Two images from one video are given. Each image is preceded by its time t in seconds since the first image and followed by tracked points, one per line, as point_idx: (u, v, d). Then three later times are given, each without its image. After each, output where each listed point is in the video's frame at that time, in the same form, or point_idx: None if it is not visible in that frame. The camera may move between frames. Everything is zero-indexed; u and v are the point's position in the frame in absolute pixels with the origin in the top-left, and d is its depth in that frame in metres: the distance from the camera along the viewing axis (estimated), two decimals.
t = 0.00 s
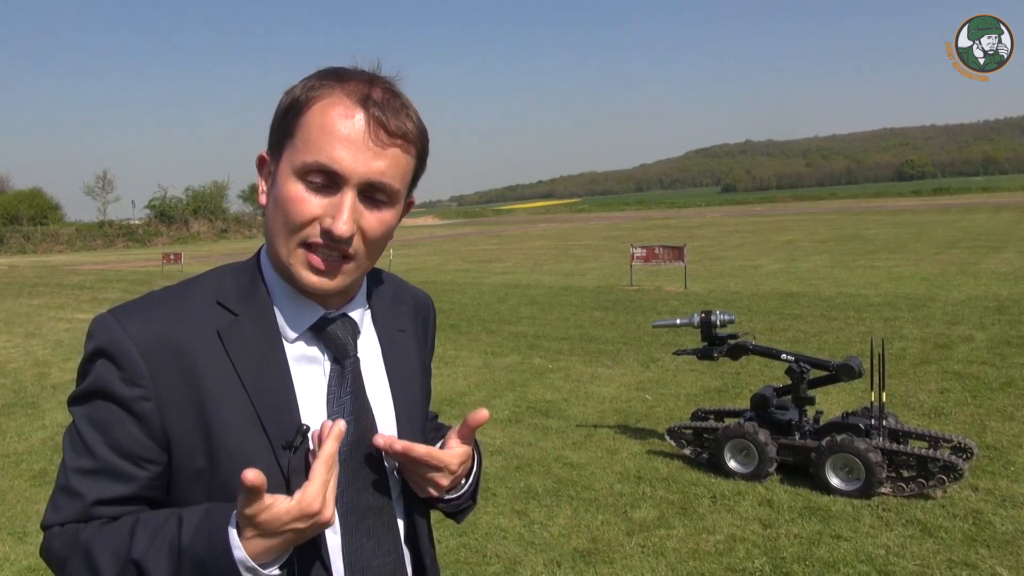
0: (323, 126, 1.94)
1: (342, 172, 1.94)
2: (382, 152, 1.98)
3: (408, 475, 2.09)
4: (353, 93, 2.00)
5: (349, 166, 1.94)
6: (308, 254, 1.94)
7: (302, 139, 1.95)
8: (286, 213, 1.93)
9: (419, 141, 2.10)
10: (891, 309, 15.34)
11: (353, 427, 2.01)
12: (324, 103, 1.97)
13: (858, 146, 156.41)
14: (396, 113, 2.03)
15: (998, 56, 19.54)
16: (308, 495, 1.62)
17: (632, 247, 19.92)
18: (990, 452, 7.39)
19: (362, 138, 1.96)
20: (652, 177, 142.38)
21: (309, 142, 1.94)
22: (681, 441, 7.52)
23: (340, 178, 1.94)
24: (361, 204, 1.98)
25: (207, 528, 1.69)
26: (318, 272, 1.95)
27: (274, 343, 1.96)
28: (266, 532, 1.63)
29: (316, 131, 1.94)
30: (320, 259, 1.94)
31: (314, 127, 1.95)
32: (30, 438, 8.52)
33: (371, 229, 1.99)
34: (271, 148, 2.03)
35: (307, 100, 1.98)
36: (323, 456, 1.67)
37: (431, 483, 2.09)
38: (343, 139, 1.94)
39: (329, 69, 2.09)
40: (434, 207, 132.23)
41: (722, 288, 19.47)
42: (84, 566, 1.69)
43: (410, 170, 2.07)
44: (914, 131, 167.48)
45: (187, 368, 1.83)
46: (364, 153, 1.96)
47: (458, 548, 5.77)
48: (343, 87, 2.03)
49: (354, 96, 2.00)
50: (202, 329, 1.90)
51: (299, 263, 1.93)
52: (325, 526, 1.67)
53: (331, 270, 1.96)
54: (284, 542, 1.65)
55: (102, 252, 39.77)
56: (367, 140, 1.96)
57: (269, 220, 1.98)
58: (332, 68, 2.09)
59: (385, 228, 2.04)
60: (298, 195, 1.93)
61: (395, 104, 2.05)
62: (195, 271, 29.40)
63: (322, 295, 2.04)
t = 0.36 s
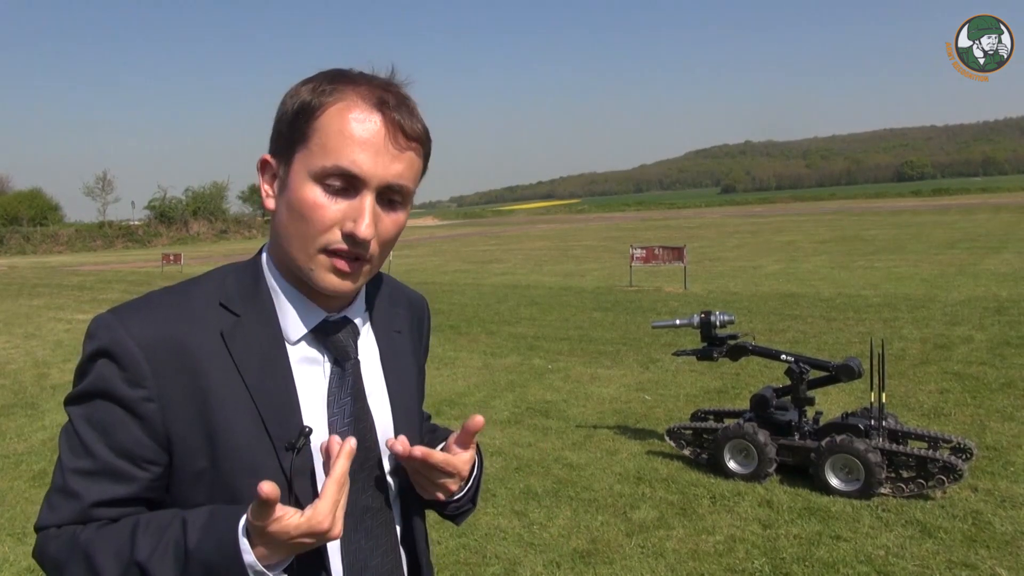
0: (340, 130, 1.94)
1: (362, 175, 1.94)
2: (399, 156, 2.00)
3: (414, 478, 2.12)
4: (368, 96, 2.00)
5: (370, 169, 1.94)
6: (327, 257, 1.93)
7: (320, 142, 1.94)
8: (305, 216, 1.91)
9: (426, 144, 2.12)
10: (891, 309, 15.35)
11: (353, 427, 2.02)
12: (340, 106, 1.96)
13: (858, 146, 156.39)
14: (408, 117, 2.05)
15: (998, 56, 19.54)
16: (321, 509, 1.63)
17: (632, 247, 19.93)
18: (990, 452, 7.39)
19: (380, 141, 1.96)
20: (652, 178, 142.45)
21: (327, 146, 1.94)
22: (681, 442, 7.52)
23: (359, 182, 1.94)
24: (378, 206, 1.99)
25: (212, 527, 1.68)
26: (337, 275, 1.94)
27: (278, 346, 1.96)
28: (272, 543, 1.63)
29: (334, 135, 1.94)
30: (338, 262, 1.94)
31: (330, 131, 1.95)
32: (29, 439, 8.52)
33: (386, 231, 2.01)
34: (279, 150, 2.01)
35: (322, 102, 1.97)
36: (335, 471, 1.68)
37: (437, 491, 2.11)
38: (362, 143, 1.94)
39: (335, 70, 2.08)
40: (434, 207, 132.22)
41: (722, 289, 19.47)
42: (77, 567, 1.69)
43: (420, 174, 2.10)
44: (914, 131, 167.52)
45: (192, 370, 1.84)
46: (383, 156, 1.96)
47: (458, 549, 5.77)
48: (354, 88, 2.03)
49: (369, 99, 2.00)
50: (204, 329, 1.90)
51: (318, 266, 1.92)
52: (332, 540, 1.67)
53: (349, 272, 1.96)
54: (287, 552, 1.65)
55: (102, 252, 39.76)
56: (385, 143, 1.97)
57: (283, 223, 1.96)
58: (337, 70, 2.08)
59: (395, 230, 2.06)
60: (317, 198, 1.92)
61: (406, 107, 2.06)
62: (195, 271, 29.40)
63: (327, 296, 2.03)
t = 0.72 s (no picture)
0: (312, 130, 1.94)
1: (336, 174, 1.95)
2: (370, 153, 2.01)
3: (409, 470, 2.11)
4: (336, 96, 2.00)
5: (343, 168, 1.95)
6: (304, 255, 1.94)
7: (292, 144, 1.94)
8: (280, 218, 1.92)
9: (395, 140, 2.14)
10: (892, 309, 15.35)
11: (336, 420, 2.01)
12: (310, 107, 1.96)
13: (857, 146, 156.43)
14: (377, 114, 2.06)
15: (998, 56, 19.54)
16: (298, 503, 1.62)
17: (632, 248, 19.92)
18: (990, 452, 7.39)
19: (351, 140, 1.97)
20: (652, 178, 142.47)
21: (299, 147, 1.94)
22: (681, 442, 7.51)
23: (333, 180, 1.95)
24: (352, 203, 2.01)
25: (194, 529, 1.68)
26: (314, 272, 1.96)
27: (253, 343, 1.96)
28: (249, 540, 1.62)
29: (306, 135, 1.94)
30: (315, 261, 1.95)
31: (302, 132, 1.95)
32: (28, 440, 8.50)
33: (360, 227, 2.03)
34: (248, 152, 1.99)
35: (291, 104, 1.96)
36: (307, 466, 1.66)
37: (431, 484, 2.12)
38: (334, 143, 1.95)
39: (298, 68, 2.07)
40: (433, 207, 132.19)
41: (722, 289, 19.46)
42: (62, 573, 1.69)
43: (390, 170, 2.11)
44: (914, 131, 167.54)
45: (168, 370, 1.83)
46: (355, 154, 1.97)
47: (458, 550, 5.77)
48: (321, 87, 2.02)
49: (338, 98, 2.00)
50: (180, 330, 1.90)
51: (296, 264, 1.93)
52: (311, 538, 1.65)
53: (326, 270, 1.97)
54: (268, 549, 1.65)
55: (101, 253, 39.68)
56: (356, 142, 1.98)
57: (257, 224, 1.96)
58: (301, 69, 2.07)
59: (368, 225, 2.08)
60: (292, 199, 1.92)
61: (373, 104, 2.07)
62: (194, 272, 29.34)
63: (303, 292, 2.04)
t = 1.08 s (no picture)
0: (290, 129, 1.94)
1: (316, 171, 1.95)
2: (349, 150, 2.01)
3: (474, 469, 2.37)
4: (314, 95, 2.00)
5: (322, 165, 1.95)
6: (287, 253, 1.94)
7: (270, 142, 1.94)
8: (261, 216, 1.92)
9: (375, 137, 2.14)
10: (892, 309, 15.36)
11: (327, 415, 2.01)
12: (288, 106, 1.96)
13: (858, 146, 156.41)
14: (355, 112, 2.06)
15: (998, 56, 19.55)
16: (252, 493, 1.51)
17: (632, 248, 19.91)
18: (991, 452, 7.39)
19: (330, 138, 1.97)
20: (652, 178, 142.49)
21: (278, 146, 1.94)
22: (681, 442, 7.51)
23: (312, 178, 1.95)
24: (333, 201, 2.01)
25: (140, 526, 1.60)
26: (297, 270, 1.96)
27: (239, 340, 1.96)
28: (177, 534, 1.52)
29: (284, 134, 1.94)
30: (298, 258, 1.95)
31: (280, 131, 1.95)
32: (29, 441, 8.50)
33: (341, 225, 2.03)
34: (228, 152, 1.99)
35: (269, 104, 1.96)
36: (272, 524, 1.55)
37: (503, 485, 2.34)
38: (312, 141, 1.95)
39: (276, 71, 2.08)
40: (434, 207, 132.21)
41: (722, 289, 19.47)
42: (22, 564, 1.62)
43: (370, 167, 2.11)
44: (914, 131, 167.57)
45: (153, 368, 1.83)
46: (334, 152, 1.97)
47: (458, 550, 5.76)
48: (299, 87, 2.03)
49: (316, 97, 2.00)
50: (165, 330, 1.90)
51: (278, 263, 1.93)
52: None
53: (309, 267, 1.97)
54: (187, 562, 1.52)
55: (102, 254, 39.67)
56: (334, 139, 1.98)
57: (239, 225, 1.96)
58: (279, 71, 2.08)
59: (350, 223, 2.08)
60: (272, 197, 1.92)
61: (352, 103, 2.07)
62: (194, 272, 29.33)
63: (286, 291, 2.05)
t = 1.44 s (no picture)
0: (288, 127, 1.94)
1: (314, 169, 1.94)
2: (347, 148, 2.01)
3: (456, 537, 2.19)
4: (311, 94, 2.01)
5: (321, 163, 1.95)
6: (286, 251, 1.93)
7: (269, 140, 1.93)
8: (260, 215, 1.92)
9: (371, 136, 2.14)
10: (893, 309, 15.34)
11: (322, 418, 2.01)
12: (286, 105, 1.96)
13: (858, 146, 156.39)
14: (353, 111, 2.07)
15: (998, 56, 19.52)
16: (292, 548, 1.59)
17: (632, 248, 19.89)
18: (991, 452, 7.38)
19: (328, 136, 1.97)
20: (652, 178, 142.46)
21: (276, 143, 1.93)
22: (681, 442, 7.51)
23: (311, 176, 1.95)
24: (331, 198, 2.00)
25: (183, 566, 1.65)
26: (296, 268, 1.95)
27: (233, 342, 1.96)
28: None
29: (283, 133, 1.94)
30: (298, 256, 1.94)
31: (279, 129, 1.95)
32: (29, 440, 8.49)
33: (339, 223, 2.03)
34: (225, 152, 1.99)
35: (266, 102, 1.96)
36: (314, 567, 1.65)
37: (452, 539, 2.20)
38: (310, 139, 1.95)
39: (272, 71, 2.08)
40: (434, 208, 132.19)
41: (722, 289, 19.45)
42: None
43: (366, 165, 2.11)
44: (915, 131, 167.39)
45: (148, 370, 1.83)
46: (332, 150, 1.97)
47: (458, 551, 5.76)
48: (296, 87, 2.03)
49: (313, 96, 2.00)
50: (159, 333, 1.89)
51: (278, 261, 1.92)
52: None
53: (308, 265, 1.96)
54: None
55: (102, 253, 39.63)
56: (333, 136, 1.98)
57: (237, 224, 1.95)
58: (275, 71, 2.07)
59: (347, 222, 2.07)
60: (272, 195, 1.92)
61: (349, 102, 2.07)
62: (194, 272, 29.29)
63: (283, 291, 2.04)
